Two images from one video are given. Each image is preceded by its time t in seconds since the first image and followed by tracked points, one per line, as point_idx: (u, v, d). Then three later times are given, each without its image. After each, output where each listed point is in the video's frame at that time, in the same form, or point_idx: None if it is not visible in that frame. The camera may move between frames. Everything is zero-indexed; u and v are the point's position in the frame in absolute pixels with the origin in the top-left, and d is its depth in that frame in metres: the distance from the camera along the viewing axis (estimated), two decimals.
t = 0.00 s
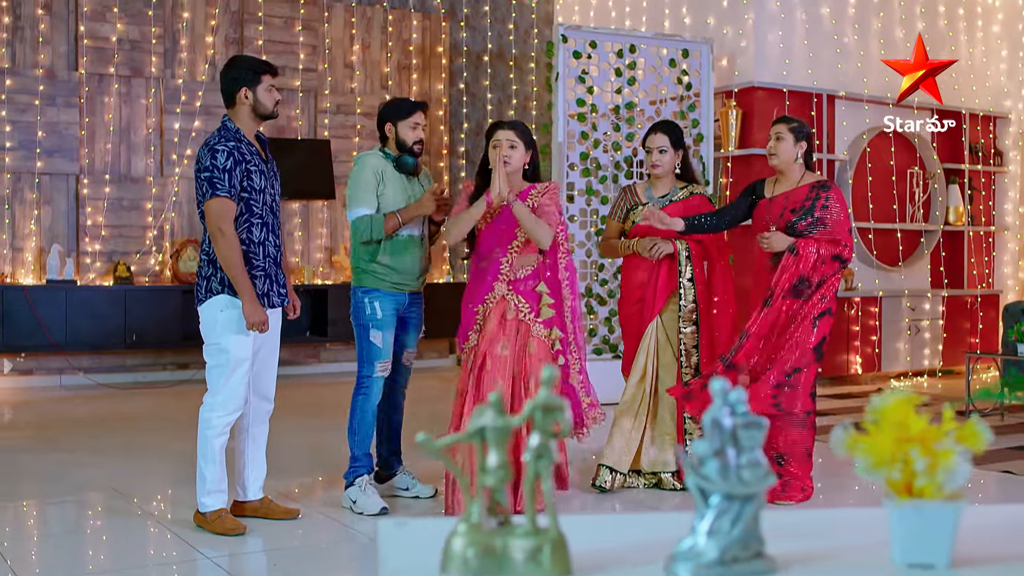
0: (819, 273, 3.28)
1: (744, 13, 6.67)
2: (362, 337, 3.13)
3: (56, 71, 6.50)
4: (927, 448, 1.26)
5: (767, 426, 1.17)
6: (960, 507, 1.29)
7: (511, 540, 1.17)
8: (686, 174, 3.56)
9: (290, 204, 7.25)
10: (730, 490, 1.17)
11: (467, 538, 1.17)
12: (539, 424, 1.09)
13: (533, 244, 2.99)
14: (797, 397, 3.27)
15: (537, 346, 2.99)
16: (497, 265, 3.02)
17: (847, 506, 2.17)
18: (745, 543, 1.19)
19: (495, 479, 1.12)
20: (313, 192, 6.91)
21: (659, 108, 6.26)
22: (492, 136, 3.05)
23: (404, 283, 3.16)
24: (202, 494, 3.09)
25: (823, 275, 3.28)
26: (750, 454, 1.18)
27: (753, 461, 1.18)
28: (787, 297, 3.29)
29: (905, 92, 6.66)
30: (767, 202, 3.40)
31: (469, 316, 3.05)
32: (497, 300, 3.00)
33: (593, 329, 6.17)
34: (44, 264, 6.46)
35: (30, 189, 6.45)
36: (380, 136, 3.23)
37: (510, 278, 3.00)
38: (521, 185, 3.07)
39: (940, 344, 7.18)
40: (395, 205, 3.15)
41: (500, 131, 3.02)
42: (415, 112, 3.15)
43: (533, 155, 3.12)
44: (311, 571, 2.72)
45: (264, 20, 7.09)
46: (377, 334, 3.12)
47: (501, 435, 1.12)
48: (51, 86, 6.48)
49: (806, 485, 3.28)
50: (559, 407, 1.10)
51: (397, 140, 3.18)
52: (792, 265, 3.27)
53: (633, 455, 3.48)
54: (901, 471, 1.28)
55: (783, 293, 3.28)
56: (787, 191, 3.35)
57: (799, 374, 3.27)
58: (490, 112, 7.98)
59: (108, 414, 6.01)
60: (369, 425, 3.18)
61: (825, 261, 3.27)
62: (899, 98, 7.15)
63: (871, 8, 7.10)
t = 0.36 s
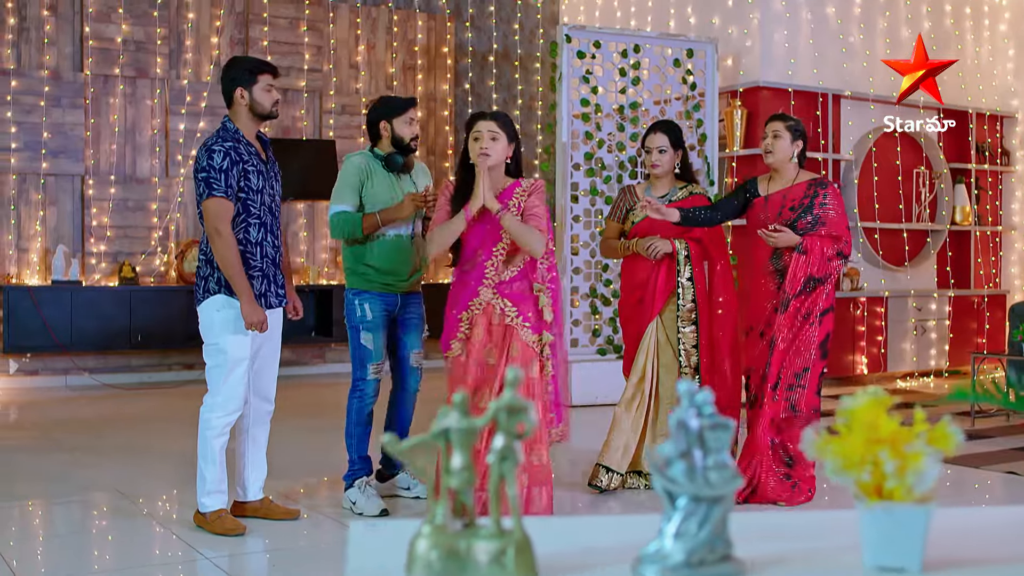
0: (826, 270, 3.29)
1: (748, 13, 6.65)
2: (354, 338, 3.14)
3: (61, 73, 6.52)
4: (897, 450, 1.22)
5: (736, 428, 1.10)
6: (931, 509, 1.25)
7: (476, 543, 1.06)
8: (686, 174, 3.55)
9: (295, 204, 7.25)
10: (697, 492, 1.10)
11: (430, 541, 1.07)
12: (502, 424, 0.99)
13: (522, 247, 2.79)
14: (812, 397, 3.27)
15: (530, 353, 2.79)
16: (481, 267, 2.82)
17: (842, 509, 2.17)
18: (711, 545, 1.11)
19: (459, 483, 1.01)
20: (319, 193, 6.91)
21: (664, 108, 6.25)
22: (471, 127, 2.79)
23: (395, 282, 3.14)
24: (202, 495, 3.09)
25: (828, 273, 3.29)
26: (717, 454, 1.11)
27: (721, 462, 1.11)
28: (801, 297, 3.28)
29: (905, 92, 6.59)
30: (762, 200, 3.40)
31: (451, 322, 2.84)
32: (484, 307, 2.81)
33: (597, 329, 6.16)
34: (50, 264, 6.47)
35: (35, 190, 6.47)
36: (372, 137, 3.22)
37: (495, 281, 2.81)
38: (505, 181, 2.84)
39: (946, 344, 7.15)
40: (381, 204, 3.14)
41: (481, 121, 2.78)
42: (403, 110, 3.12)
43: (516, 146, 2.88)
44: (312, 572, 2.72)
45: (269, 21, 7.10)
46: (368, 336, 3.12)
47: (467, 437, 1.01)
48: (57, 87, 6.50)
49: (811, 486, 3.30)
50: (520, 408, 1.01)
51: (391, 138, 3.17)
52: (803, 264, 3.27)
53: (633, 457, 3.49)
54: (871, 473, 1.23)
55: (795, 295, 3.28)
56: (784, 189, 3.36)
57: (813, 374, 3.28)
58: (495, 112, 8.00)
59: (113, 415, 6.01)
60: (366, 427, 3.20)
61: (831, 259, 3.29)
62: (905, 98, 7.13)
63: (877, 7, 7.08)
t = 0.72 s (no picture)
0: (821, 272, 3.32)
1: (754, 13, 6.63)
2: (360, 339, 3.14)
3: (66, 73, 6.52)
4: (864, 451, 1.08)
5: (702, 428, 1.00)
6: (900, 509, 1.12)
7: (438, 544, 0.98)
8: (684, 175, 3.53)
9: (299, 204, 7.26)
10: (662, 494, 0.99)
11: (391, 543, 0.98)
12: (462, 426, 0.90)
13: (466, 251, 2.43)
14: (807, 398, 3.29)
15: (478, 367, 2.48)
16: (427, 269, 2.50)
17: (837, 509, 2.16)
18: (677, 546, 1.00)
19: (421, 484, 0.92)
20: (324, 194, 6.93)
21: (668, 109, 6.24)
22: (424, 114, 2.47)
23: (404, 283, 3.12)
24: (202, 495, 3.10)
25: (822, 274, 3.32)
26: (683, 456, 1.00)
27: (686, 464, 1.00)
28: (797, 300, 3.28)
29: (906, 91, 6.61)
30: (754, 200, 3.41)
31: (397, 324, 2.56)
32: (429, 311, 2.50)
33: (601, 329, 6.15)
34: (55, 264, 6.49)
35: (40, 190, 6.48)
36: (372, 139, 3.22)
37: (443, 285, 2.49)
38: (461, 176, 2.49)
39: (952, 344, 7.13)
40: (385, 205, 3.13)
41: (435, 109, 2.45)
42: (397, 106, 3.13)
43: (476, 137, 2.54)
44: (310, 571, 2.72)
45: (274, 21, 7.10)
46: (375, 336, 3.11)
47: (429, 440, 0.92)
48: (61, 87, 6.50)
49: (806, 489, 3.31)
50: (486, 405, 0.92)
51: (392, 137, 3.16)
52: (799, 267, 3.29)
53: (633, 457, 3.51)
54: (838, 476, 1.10)
55: (791, 298, 3.28)
56: (778, 189, 3.38)
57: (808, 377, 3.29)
58: (500, 112, 7.97)
59: (117, 415, 6.02)
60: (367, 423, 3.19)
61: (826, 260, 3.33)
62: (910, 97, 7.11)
63: (882, 6, 7.06)
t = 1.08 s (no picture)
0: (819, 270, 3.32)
1: (759, 12, 6.62)
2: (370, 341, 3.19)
3: (72, 73, 6.54)
4: (830, 453, 1.06)
5: (666, 431, 0.96)
6: (869, 510, 1.10)
7: (400, 545, 0.95)
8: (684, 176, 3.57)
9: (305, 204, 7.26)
10: (625, 496, 0.96)
11: (352, 544, 0.95)
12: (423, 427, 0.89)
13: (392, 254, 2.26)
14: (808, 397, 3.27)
15: (407, 381, 2.29)
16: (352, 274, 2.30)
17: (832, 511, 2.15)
18: (642, 548, 0.96)
19: (382, 486, 0.92)
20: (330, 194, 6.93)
21: (673, 108, 6.23)
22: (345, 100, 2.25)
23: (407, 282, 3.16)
24: (201, 495, 3.10)
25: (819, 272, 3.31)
26: (647, 458, 0.96)
27: (650, 465, 0.97)
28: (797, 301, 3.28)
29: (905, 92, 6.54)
30: (750, 198, 3.38)
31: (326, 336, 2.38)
32: (355, 322, 2.31)
33: (605, 329, 6.14)
34: (60, 264, 6.50)
35: (47, 190, 6.50)
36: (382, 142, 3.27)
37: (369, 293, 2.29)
38: (387, 172, 2.28)
39: (959, 345, 7.10)
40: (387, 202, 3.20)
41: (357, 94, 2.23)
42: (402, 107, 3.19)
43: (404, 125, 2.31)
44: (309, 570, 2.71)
45: (279, 21, 7.11)
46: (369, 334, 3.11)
47: (391, 440, 0.91)
48: (67, 87, 6.52)
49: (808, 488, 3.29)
50: (448, 405, 0.92)
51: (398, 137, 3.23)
52: (797, 266, 3.27)
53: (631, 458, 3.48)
54: (803, 477, 1.08)
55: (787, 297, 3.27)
56: (773, 187, 3.36)
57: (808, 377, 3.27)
58: (506, 112, 7.96)
59: (122, 414, 6.02)
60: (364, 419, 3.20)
61: (823, 258, 3.32)
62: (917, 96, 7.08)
63: (888, 5, 7.04)
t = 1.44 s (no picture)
0: (823, 271, 3.32)
1: (766, 11, 6.60)
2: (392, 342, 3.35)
3: (79, 73, 6.55)
4: (796, 453, 1.06)
5: (629, 430, 0.95)
6: (834, 513, 1.08)
7: (359, 547, 0.95)
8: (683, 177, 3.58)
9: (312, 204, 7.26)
10: (587, 497, 0.95)
11: (311, 546, 0.94)
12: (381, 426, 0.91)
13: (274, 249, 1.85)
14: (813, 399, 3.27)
15: (303, 400, 1.86)
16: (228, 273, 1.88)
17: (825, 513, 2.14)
18: (604, 550, 0.95)
19: (341, 487, 0.94)
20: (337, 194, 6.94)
21: (679, 108, 6.21)
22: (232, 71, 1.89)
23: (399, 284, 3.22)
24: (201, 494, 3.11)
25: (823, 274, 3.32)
26: (609, 459, 0.95)
27: (611, 465, 0.95)
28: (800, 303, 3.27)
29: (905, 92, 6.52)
30: (751, 199, 3.39)
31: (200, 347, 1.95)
32: (232, 326, 1.88)
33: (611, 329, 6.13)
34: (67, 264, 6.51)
35: (53, 190, 6.51)
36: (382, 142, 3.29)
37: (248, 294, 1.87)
38: (277, 152, 1.89)
39: (967, 345, 7.08)
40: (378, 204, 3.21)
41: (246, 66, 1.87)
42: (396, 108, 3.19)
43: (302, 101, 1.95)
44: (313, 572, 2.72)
45: (286, 21, 7.12)
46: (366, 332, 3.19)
47: (350, 441, 0.94)
48: (74, 87, 6.53)
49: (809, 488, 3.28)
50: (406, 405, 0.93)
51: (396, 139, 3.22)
52: (801, 268, 3.28)
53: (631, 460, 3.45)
54: (767, 478, 1.07)
55: (792, 299, 3.27)
56: (775, 187, 3.37)
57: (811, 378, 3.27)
58: (513, 112, 7.95)
59: (128, 413, 6.02)
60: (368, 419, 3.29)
61: (827, 259, 3.32)
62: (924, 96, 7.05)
63: (896, 4, 7.01)
